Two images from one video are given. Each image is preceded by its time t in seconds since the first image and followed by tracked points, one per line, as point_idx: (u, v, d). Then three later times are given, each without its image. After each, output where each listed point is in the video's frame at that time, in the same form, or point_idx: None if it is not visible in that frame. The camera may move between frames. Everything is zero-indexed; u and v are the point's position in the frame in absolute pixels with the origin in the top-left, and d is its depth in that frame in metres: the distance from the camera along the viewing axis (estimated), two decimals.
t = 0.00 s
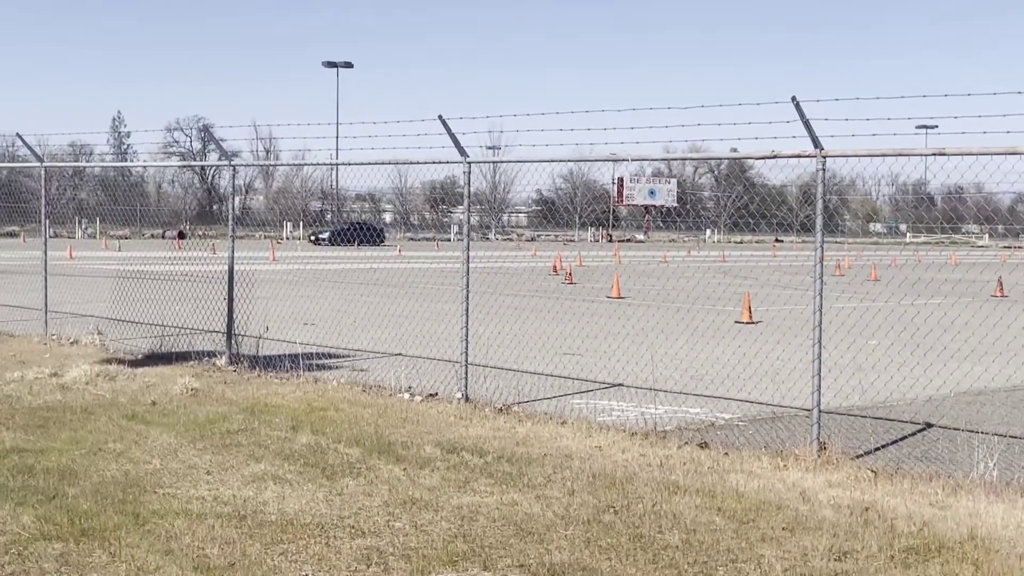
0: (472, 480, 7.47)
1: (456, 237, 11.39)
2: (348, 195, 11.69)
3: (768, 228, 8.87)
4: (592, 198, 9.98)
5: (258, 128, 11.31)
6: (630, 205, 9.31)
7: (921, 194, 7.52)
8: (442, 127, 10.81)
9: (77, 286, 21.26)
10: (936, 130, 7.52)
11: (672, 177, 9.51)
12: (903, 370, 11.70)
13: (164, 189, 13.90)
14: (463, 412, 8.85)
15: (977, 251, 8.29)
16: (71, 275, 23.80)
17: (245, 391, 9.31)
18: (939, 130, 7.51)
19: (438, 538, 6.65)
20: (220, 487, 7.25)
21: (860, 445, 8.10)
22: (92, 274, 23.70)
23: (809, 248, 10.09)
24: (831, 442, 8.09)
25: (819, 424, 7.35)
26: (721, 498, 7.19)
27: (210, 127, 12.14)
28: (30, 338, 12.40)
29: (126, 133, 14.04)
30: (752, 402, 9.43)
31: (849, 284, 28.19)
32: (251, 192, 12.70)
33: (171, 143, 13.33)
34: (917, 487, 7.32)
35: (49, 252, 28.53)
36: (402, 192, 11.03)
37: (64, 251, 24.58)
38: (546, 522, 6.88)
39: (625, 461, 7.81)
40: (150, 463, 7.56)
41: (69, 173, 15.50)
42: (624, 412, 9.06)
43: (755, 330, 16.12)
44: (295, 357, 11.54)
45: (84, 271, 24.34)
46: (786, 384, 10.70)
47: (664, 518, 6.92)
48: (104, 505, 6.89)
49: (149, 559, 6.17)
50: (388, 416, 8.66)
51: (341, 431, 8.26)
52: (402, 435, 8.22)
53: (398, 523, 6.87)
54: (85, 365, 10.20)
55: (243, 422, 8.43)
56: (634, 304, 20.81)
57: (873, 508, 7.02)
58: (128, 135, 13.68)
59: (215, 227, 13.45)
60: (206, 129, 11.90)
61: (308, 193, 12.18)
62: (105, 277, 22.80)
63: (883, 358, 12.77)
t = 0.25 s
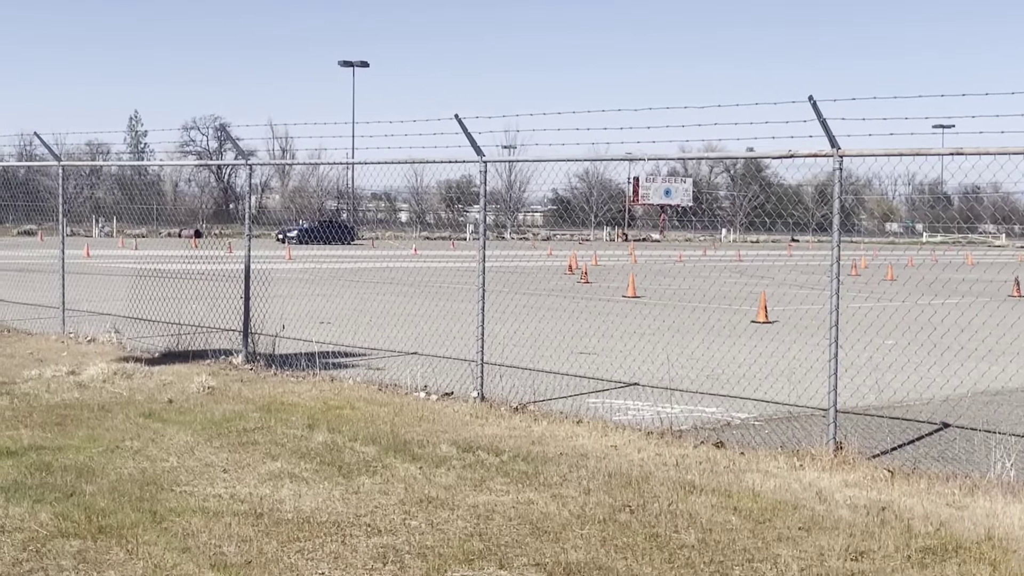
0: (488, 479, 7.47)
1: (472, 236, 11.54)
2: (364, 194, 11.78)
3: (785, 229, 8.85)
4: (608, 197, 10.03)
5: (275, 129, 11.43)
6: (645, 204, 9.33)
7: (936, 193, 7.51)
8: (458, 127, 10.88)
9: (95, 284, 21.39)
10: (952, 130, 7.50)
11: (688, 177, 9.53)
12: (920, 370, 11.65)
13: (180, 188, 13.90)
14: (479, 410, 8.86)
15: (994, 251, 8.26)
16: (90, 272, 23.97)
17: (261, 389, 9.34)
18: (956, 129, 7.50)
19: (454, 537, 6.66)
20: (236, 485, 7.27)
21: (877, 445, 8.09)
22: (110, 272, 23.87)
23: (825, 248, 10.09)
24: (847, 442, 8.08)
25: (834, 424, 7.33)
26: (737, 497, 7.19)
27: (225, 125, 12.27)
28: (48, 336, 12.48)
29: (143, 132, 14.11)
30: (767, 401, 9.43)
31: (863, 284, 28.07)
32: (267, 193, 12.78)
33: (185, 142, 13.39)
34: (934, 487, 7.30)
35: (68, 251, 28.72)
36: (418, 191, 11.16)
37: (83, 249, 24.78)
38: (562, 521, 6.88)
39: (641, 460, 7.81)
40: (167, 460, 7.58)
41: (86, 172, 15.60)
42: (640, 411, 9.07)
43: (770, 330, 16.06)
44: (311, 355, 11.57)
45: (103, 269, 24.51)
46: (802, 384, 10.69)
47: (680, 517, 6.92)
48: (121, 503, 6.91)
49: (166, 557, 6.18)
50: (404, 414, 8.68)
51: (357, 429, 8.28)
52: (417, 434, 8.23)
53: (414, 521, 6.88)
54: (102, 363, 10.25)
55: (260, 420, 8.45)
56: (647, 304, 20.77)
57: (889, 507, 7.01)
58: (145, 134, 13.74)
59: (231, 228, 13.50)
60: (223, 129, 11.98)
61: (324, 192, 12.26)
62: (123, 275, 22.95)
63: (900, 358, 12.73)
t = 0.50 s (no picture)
0: (504, 477, 7.53)
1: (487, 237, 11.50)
2: (380, 193, 11.86)
3: (800, 228, 8.87)
4: (622, 196, 10.10)
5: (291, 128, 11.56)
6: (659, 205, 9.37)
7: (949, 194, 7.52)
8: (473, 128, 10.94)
9: (113, 283, 21.57)
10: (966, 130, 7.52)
11: (702, 177, 9.57)
12: (934, 370, 11.66)
13: (198, 187, 13.92)
14: (494, 409, 8.92)
15: (1008, 251, 8.27)
16: (108, 271, 24.17)
17: (278, 387, 9.42)
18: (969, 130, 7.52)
19: (470, 534, 6.72)
20: (254, 482, 7.34)
21: (890, 444, 8.13)
22: (128, 271, 24.07)
23: (839, 249, 10.12)
24: (860, 441, 8.12)
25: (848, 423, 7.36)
26: (751, 496, 7.24)
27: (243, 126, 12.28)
28: (68, 334, 12.60)
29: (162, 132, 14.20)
30: (782, 401, 9.48)
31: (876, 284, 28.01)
32: (284, 192, 12.83)
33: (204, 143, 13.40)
34: (947, 486, 7.34)
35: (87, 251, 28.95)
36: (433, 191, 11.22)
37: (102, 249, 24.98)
38: (577, 519, 6.94)
39: (656, 458, 7.86)
40: (186, 458, 7.66)
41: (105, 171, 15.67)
42: (655, 410, 9.13)
43: (784, 329, 16.07)
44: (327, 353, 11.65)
45: (121, 268, 24.71)
46: (816, 383, 10.73)
47: (694, 515, 6.97)
48: (141, 499, 6.98)
49: (186, 553, 6.25)
50: (420, 412, 8.74)
51: (374, 427, 8.35)
52: (434, 432, 8.29)
53: (431, 518, 6.94)
54: (122, 361, 10.34)
55: (277, 418, 8.53)
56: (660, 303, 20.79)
57: (903, 506, 7.05)
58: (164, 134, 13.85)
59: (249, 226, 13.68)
60: (241, 129, 12.05)
61: (341, 191, 12.33)
62: (141, 274, 23.13)
63: (914, 358, 12.73)
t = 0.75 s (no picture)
0: (515, 475, 7.59)
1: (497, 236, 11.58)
2: (392, 194, 11.95)
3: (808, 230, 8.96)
4: (632, 196, 10.14)
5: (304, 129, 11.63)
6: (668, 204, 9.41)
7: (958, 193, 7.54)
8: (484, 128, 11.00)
9: (128, 282, 21.71)
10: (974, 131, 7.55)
11: (711, 178, 9.61)
12: (943, 369, 11.68)
13: (213, 189, 14.08)
14: (505, 408, 8.99)
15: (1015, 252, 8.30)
16: (122, 271, 24.31)
17: (291, 385, 9.49)
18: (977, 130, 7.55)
19: (482, 532, 6.78)
20: (268, 479, 7.41)
21: (899, 443, 8.17)
22: (142, 270, 24.21)
23: (849, 249, 10.17)
24: (869, 440, 8.17)
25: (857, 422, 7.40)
26: (761, 494, 7.29)
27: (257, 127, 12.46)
28: (83, 333, 12.70)
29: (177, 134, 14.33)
30: (792, 400, 9.53)
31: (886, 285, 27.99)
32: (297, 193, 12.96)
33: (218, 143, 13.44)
34: (955, 485, 7.38)
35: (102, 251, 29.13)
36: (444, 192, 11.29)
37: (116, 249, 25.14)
38: (588, 516, 7.00)
39: (666, 457, 7.91)
40: (201, 455, 7.73)
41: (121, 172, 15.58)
42: (665, 409, 9.18)
43: (793, 329, 16.09)
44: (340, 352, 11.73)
45: (136, 267, 24.86)
46: (826, 382, 10.77)
47: (704, 513, 7.02)
48: (156, 496, 7.06)
49: (200, 550, 6.32)
50: (432, 411, 8.81)
51: (386, 425, 8.41)
52: (445, 430, 8.36)
53: (443, 516, 7.01)
54: (136, 359, 10.43)
55: (291, 416, 8.60)
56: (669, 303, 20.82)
57: (911, 505, 7.10)
58: (178, 135, 13.96)
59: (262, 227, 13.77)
60: (255, 130, 12.19)
61: (353, 192, 12.45)
62: (155, 273, 23.27)
63: (924, 358, 12.75)
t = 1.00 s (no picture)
0: (526, 474, 7.60)
1: (508, 237, 11.57)
2: (403, 193, 11.98)
3: (820, 228, 8.91)
4: (643, 196, 10.12)
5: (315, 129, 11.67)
6: (679, 204, 9.41)
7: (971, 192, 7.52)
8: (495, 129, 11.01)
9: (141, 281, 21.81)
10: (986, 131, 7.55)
11: (721, 177, 9.60)
12: (955, 370, 11.65)
13: (223, 187, 13.93)
14: (516, 407, 8.99)
15: None
16: (135, 270, 24.40)
17: (303, 385, 9.51)
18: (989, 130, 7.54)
19: (493, 531, 6.79)
20: (279, 479, 7.43)
21: (911, 443, 8.16)
22: (155, 269, 24.28)
23: (860, 249, 10.16)
24: (881, 440, 8.16)
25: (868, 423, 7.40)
26: (772, 494, 7.29)
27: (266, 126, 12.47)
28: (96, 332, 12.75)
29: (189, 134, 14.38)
30: (803, 400, 9.52)
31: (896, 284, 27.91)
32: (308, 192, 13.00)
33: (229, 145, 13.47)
34: (967, 485, 7.38)
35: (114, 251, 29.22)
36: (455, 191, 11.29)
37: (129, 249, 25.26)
38: (599, 516, 7.00)
39: (677, 457, 7.91)
40: (213, 454, 7.75)
41: (133, 172, 15.69)
42: (676, 409, 9.18)
43: (803, 329, 16.06)
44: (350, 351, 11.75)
45: (149, 266, 24.95)
46: (837, 382, 10.76)
47: (715, 513, 7.03)
48: (168, 495, 7.07)
49: (212, 549, 6.33)
50: (443, 410, 8.82)
51: (397, 425, 8.42)
52: (456, 430, 8.37)
53: (454, 515, 7.02)
54: (148, 358, 10.46)
55: (302, 415, 8.61)
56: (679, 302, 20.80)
57: (923, 505, 7.09)
58: (189, 134, 13.99)
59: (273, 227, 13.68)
60: (267, 129, 12.23)
61: (364, 191, 12.50)
62: (167, 272, 23.34)
63: (936, 358, 12.71)
